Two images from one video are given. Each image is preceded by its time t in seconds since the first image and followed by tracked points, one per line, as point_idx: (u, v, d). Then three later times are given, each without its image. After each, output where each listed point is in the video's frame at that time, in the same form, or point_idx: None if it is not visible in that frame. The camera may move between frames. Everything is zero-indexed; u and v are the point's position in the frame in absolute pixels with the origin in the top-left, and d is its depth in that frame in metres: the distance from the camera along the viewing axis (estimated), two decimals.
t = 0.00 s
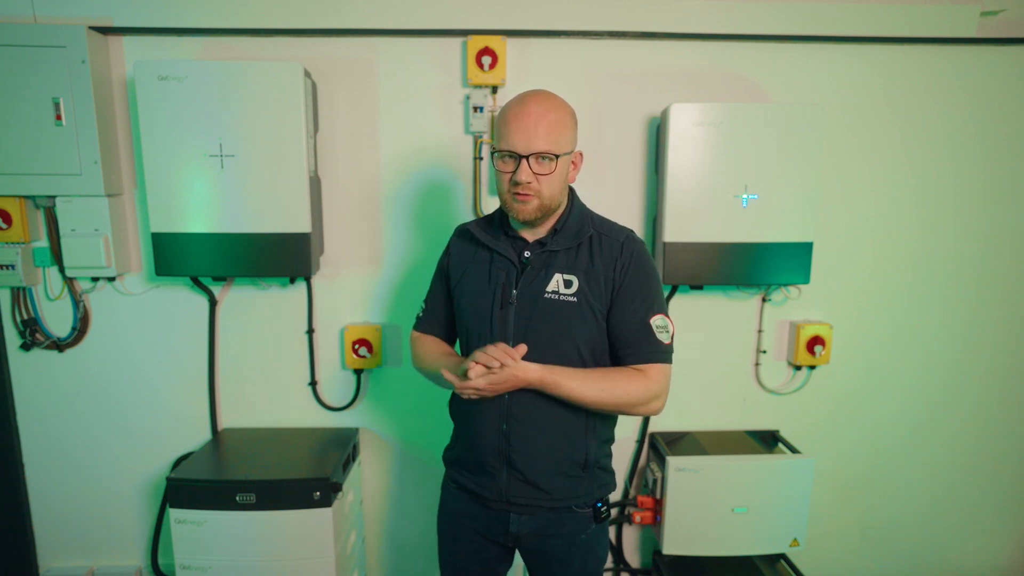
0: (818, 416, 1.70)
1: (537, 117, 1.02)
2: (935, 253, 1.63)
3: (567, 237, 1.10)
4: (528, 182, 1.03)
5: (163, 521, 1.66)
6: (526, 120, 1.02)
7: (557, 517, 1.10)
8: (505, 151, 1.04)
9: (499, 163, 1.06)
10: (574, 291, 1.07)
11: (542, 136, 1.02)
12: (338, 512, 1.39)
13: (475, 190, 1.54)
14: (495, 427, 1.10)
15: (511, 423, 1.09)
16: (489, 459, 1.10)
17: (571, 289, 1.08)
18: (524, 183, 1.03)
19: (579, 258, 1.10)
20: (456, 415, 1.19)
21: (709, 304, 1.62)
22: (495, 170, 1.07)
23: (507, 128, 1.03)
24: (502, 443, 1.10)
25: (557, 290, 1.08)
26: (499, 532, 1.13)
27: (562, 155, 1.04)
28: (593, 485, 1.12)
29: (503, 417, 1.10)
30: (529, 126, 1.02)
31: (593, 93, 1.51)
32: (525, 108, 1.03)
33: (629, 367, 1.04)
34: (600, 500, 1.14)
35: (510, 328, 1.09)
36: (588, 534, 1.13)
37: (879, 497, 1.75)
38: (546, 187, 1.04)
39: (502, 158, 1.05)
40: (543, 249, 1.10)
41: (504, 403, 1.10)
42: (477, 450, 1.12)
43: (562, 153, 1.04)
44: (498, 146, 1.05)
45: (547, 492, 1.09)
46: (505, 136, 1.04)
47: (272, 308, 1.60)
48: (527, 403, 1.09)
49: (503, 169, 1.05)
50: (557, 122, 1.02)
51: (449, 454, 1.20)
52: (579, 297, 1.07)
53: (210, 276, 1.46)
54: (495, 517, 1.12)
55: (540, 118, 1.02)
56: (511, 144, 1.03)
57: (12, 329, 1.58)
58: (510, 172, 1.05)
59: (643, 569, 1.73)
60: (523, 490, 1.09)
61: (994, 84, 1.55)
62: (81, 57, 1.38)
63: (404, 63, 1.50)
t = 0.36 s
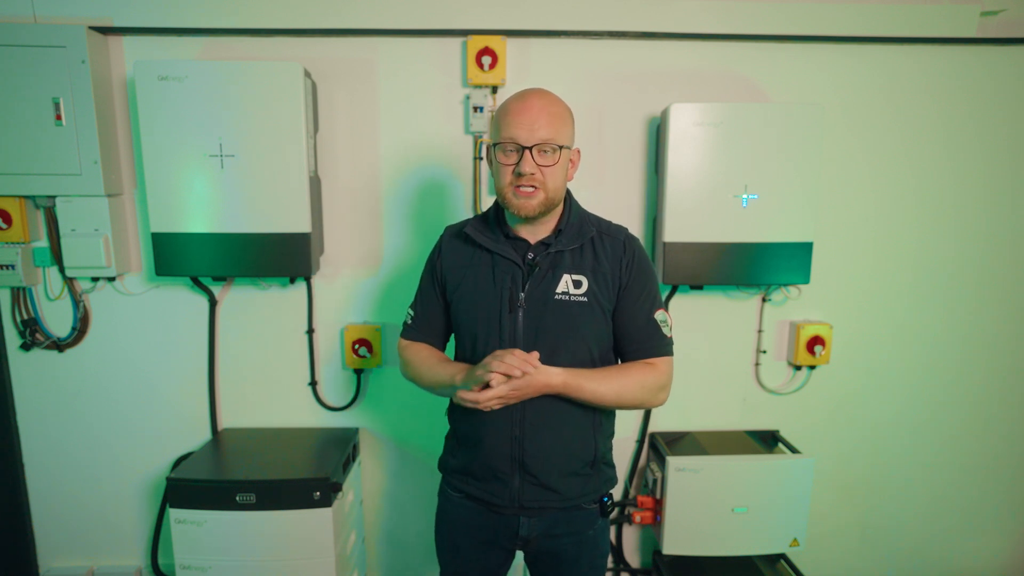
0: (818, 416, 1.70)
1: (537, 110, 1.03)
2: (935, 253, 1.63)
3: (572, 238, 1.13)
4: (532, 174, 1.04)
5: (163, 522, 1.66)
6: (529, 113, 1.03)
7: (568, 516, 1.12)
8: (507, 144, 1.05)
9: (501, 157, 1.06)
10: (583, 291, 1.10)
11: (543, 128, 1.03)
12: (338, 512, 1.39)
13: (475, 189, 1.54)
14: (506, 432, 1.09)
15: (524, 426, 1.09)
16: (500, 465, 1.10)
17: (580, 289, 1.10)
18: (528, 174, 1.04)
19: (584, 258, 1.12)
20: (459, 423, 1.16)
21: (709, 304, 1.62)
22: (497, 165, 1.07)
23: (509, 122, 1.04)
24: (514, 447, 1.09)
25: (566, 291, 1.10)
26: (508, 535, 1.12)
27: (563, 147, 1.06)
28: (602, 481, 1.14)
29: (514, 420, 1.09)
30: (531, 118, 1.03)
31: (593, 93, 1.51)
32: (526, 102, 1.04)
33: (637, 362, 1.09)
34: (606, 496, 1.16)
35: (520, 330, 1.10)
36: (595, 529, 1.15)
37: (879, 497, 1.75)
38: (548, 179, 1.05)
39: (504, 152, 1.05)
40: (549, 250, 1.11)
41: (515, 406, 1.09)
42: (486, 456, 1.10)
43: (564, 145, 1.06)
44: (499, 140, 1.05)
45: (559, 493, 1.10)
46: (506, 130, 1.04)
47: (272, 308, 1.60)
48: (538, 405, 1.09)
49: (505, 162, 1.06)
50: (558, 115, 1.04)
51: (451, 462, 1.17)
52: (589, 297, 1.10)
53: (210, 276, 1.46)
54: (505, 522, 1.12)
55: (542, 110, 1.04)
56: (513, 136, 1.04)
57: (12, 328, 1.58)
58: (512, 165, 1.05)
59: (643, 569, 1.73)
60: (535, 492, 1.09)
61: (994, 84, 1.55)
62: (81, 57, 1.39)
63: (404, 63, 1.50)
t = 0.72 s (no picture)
0: (818, 416, 1.70)
1: (545, 102, 1.06)
2: (935, 253, 1.63)
3: (573, 238, 1.13)
4: (533, 162, 1.04)
5: (163, 521, 1.66)
6: (536, 102, 1.06)
7: (567, 518, 1.12)
8: (512, 132, 1.07)
9: (504, 144, 1.07)
10: (585, 292, 1.11)
11: (549, 120, 1.06)
12: (338, 512, 1.39)
13: (475, 189, 1.54)
14: (505, 433, 1.09)
15: (524, 427, 1.09)
16: (500, 465, 1.10)
17: (582, 290, 1.11)
18: (529, 162, 1.04)
19: (585, 259, 1.13)
20: (458, 424, 1.16)
21: (709, 304, 1.62)
22: (499, 153, 1.08)
23: (516, 109, 1.06)
24: (514, 448, 1.09)
25: (567, 291, 1.11)
26: (507, 536, 1.13)
27: (567, 143, 1.07)
28: (602, 482, 1.14)
29: (514, 421, 1.09)
30: (537, 107, 1.06)
31: (593, 93, 1.51)
32: (534, 94, 1.07)
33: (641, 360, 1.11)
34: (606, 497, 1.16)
35: (521, 331, 1.10)
36: (595, 531, 1.15)
37: (879, 497, 1.75)
38: (548, 171, 1.06)
39: (508, 138, 1.07)
40: (550, 250, 1.11)
41: (515, 407, 1.09)
42: (486, 457, 1.10)
43: (568, 140, 1.07)
44: (504, 126, 1.08)
45: (559, 494, 1.10)
46: (512, 119, 1.07)
47: (272, 308, 1.60)
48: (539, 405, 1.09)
49: (508, 150, 1.07)
50: (565, 110, 1.07)
51: (450, 463, 1.17)
52: (590, 298, 1.11)
53: (210, 276, 1.46)
54: (504, 523, 1.12)
55: (549, 103, 1.06)
56: (519, 124, 1.06)
57: (12, 329, 1.58)
58: (515, 152, 1.06)
59: (643, 569, 1.73)
60: (535, 493, 1.09)
61: (994, 84, 1.55)
62: (81, 57, 1.39)
63: (404, 63, 1.50)
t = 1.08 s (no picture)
0: (818, 416, 1.70)
1: (546, 103, 1.06)
2: (935, 253, 1.63)
3: (576, 238, 1.13)
4: (537, 164, 1.05)
5: (163, 521, 1.66)
6: (536, 104, 1.06)
7: (569, 518, 1.12)
8: (514, 134, 1.06)
9: (507, 147, 1.07)
10: (588, 292, 1.11)
11: (551, 121, 1.06)
12: (338, 512, 1.39)
13: (475, 189, 1.54)
14: (508, 433, 1.09)
15: (527, 427, 1.09)
16: (502, 465, 1.10)
17: (585, 289, 1.11)
18: (533, 164, 1.05)
19: (588, 258, 1.13)
20: (460, 424, 1.16)
21: (709, 304, 1.62)
22: (502, 156, 1.08)
23: (518, 112, 1.06)
24: (516, 447, 1.09)
25: (571, 291, 1.11)
26: (509, 536, 1.13)
27: (569, 142, 1.07)
28: (604, 483, 1.14)
29: (516, 421, 1.09)
30: (538, 109, 1.05)
31: (593, 93, 1.51)
32: (534, 95, 1.07)
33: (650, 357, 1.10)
34: (608, 497, 1.16)
35: (523, 330, 1.10)
36: (597, 532, 1.15)
37: (879, 497, 1.75)
38: (552, 172, 1.06)
39: (510, 141, 1.07)
40: (553, 249, 1.12)
41: (517, 406, 1.09)
42: (488, 457, 1.10)
43: (570, 140, 1.07)
44: (506, 129, 1.07)
45: (562, 494, 1.10)
46: (514, 121, 1.06)
47: (272, 308, 1.60)
48: (541, 405, 1.09)
49: (511, 152, 1.07)
50: (565, 110, 1.07)
51: (452, 463, 1.17)
52: (593, 298, 1.11)
53: (210, 276, 1.46)
54: (506, 523, 1.12)
55: (550, 104, 1.06)
56: (521, 126, 1.06)
57: (12, 329, 1.58)
58: (518, 155, 1.06)
59: (643, 569, 1.73)
60: (537, 494, 1.10)
61: (994, 84, 1.55)
62: (81, 57, 1.39)
63: (404, 63, 1.50)
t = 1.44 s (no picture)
0: (818, 416, 1.70)
1: (548, 109, 1.05)
2: (935, 253, 1.63)
3: (575, 236, 1.13)
4: (537, 173, 1.05)
5: (162, 521, 1.66)
6: (538, 112, 1.05)
7: (568, 518, 1.12)
8: (515, 141, 1.06)
9: (509, 153, 1.07)
10: (587, 289, 1.11)
11: (552, 128, 1.05)
12: (338, 512, 1.39)
13: (475, 189, 1.54)
14: (507, 432, 1.09)
15: (526, 426, 1.09)
16: (502, 465, 1.10)
17: (584, 287, 1.11)
18: (534, 172, 1.05)
19: (587, 256, 1.13)
20: (459, 423, 1.16)
21: (709, 304, 1.62)
22: (504, 161, 1.07)
23: (519, 119, 1.05)
24: (515, 446, 1.09)
25: (569, 289, 1.11)
26: (508, 536, 1.13)
27: (570, 149, 1.07)
28: (603, 482, 1.14)
29: (515, 420, 1.09)
30: (539, 116, 1.05)
31: (593, 93, 1.51)
32: (535, 101, 1.06)
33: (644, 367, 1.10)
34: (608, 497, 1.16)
35: (522, 329, 1.10)
36: (597, 532, 1.15)
37: (879, 497, 1.75)
38: (553, 179, 1.07)
39: (511, 148, 1.07)
40: (552, 247, 1.12)
41: (515, 405, 1.09)
42: (487, 457, 1.10)
43: (571, 146, 1.07)
44: (508, 136, 1.07)
45: (561, 494, 1.10)
46: (515, 128, 1.06)
47: (272, 308, 1.60)
48: (539, 403, 1.09)
49: (512, 159, 1.07)
50: (567, 116, 1.06)
51: (452, 463, 1.17)
52: (592, 296, 1.11)
53: (210, 276, 1.46)
54: (506, 523, 1.12)
55: (552, 110, 1.05)
56: (522, 133, 1.05)
57: (12, 328, 1.58)
58: (520, 162, 1.06)
59: (643, 569, 1.73)
60: (536, 493, 1.10)
61: (994, 84, 1.55)
62: (81, 57, 1.39)
63: (404, 63, 1.50)
